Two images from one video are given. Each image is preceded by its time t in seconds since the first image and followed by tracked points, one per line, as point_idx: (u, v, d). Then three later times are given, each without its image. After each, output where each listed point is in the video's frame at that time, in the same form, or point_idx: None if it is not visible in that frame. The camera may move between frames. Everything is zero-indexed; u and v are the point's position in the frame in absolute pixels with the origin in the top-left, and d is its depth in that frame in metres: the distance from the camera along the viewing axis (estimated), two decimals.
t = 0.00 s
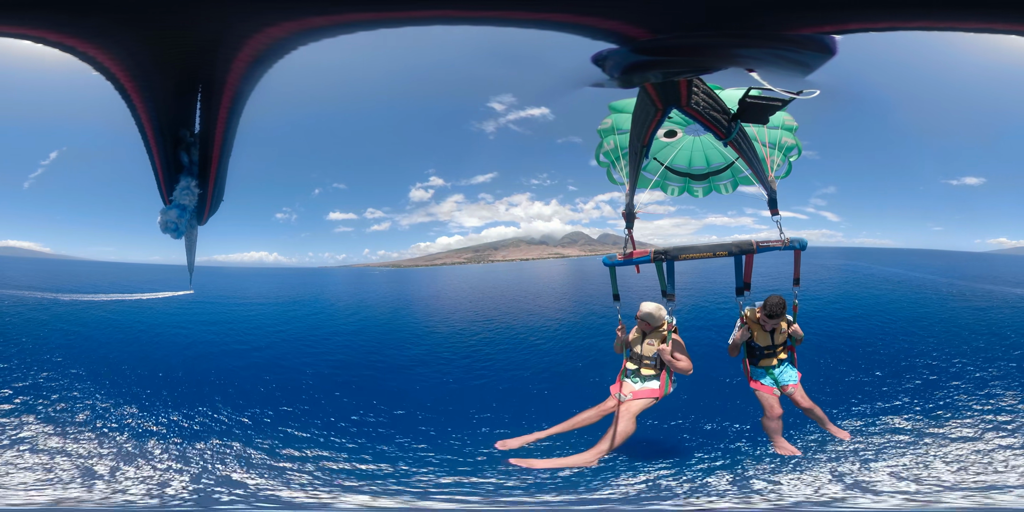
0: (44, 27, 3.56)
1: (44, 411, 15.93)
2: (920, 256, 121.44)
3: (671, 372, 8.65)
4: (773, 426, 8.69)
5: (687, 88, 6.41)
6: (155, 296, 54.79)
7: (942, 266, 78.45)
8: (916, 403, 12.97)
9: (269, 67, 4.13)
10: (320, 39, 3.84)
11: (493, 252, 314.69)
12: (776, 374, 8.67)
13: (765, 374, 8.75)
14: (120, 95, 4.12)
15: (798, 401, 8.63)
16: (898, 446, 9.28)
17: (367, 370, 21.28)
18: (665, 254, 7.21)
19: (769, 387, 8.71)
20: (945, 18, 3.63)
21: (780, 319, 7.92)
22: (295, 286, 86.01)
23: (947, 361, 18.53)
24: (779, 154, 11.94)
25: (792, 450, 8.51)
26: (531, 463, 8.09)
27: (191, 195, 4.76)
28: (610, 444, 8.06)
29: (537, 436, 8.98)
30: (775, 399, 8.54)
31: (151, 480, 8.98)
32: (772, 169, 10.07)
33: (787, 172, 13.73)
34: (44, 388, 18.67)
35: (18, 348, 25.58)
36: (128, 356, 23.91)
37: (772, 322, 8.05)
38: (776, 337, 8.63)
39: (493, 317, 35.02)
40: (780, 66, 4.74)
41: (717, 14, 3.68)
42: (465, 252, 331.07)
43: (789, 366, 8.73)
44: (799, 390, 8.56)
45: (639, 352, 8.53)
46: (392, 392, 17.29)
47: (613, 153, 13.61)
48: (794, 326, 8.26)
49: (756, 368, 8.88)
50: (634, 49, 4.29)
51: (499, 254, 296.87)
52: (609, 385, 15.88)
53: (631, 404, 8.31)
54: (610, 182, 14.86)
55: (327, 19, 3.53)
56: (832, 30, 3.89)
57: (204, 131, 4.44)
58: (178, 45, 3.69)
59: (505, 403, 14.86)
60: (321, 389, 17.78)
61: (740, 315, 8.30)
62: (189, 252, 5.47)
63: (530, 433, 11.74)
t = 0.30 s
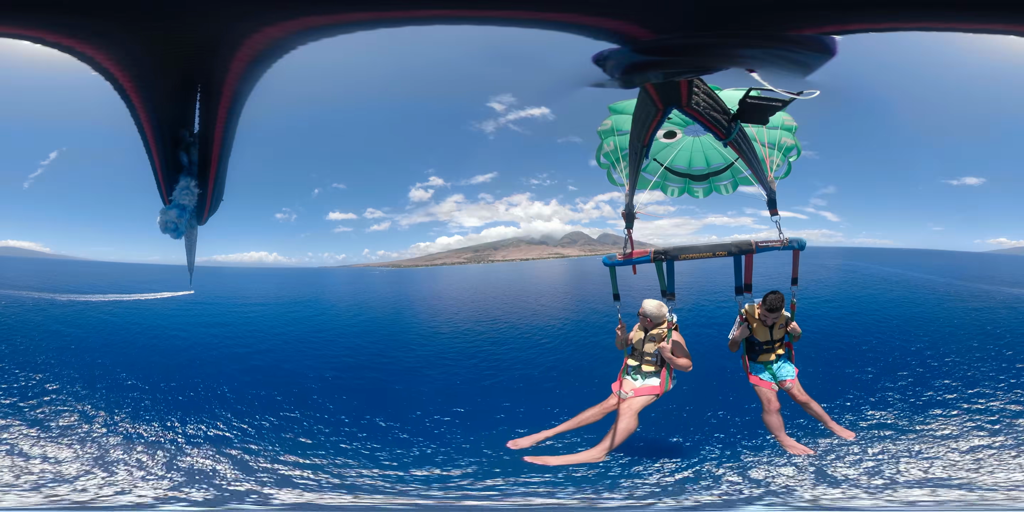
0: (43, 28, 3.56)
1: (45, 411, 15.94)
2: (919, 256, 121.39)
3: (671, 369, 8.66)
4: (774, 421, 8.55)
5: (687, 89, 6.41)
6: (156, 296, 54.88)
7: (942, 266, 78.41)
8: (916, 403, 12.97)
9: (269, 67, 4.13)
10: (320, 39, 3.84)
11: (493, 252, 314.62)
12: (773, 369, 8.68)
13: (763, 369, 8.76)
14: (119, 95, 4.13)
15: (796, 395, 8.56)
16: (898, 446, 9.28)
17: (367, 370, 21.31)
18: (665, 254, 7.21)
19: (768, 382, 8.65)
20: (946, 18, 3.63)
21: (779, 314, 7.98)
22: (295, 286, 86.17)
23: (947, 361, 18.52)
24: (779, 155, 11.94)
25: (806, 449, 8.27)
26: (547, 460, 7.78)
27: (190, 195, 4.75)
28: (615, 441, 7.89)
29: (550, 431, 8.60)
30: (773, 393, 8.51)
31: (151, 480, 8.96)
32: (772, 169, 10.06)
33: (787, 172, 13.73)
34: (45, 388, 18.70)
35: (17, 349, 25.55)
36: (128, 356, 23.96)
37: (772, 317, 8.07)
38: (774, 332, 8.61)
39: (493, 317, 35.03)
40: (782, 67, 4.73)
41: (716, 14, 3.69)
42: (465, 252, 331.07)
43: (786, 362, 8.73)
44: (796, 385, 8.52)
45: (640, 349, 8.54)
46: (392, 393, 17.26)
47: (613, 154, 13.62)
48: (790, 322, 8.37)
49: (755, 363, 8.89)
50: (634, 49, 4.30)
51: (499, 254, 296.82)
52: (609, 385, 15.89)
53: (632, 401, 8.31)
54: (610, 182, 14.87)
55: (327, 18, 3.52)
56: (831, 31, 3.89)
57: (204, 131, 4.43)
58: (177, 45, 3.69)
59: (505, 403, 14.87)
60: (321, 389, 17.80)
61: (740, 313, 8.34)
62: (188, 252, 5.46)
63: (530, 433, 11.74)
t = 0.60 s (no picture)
0: (51, 27, 3.57)
1: (48, 411, 16.03)
2: (919, 256, 121.46)
3: (673, 372, 8.69)
4: (787, 425, 8.53)
5: (685, 89, 6.44)
6: (155, 297, 54.90)
7: (942, 266, 78.42)
8: (917, 403, 12.98)
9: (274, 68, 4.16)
10: (327, 41, 3.85)
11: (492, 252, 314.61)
12: (780, 373, 8.72)
13: (769, 373, 8.79)
14: (123, 94, 4.14)
15: (803, 397, 8.66)
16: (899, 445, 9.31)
17: (368, 370, 21.36)
18: (666, 255, 7.22)
19: (775, 385, 8.71)
20: (945, 16, 3.65)
21: (783, 316, 7.97)
22: (294, 286, 86.00)
23: (948, 361, 18.54)
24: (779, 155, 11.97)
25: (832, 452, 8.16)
26: (542, 464, 8.00)
27: (193, 195, 4.77)
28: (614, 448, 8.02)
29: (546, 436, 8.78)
30: (781, 396, 8.57)
31: (157, 479, 9.01)
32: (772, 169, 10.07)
33: (787, 172, 13.76)
34: (46, 387, 18.80)
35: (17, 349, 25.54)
36: (129, 356, 24.01)
37: (777, 320, 8.07)
38: (780, 336, 8.62)
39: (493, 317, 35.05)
40: (779, 66, 4.75)
41: (710, 15, 3.71)
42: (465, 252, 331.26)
43: (792, 364, 8.80)
44: (804, 387, 8.62)
45: (642, 353, 8.51)
46: (393, 392, 17.29)
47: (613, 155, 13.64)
48: (796, 325, 8.30)
49: (761, 368, 8.92)
50: (630, 50, 4.32)
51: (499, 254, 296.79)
52: (609, 385, 15.93)
53: (633, 406, 8.33)
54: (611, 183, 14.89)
55: (336, 20, 3.55)
56: (826, 29, 3.90)
57: (207, 131, 4.46)
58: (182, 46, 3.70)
59: (506, 403, 14.90)
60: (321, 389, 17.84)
61: (744, 316, 8.29)
62: (190, 252, 5.48)
63: (531, 433, 11.78)
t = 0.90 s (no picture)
0: (58, 25, 3.58)
1: (48, 411, 16.05)
2: (919, 256, 121.32)
3: (675, 373, 8.71)
4: (802, 429, 8.45)
5: (683, 88, 6.44)
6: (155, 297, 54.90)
7: (943, 266, 78.31)
8: (919, 404, 12.96)
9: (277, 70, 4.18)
10: (330, 43, 3.87)
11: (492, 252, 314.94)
12: (786, 377, 8.74)
13: (775, 377, 8.80)
14: (127, 94, 4.15)
15: (811, 400, 8.65)
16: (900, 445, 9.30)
17: (368, 370, 21.38)
18: (667, 254, 7.23)
19: (782, 390, 8.69)
20: (944, 15, 3.66)
21: (786, 313, 7.99)
22: (294, 286, 85.99)
23: (950, 361, 18.51)
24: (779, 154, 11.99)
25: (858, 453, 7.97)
26: (535, 469, 7.95)
27: (194, 196, 4.77)
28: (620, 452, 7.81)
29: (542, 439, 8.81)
30: (789, 401, 8.53)
31: (163, 480, 9.02)
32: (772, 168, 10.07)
33: (787, 172, 13.77)
34: (47, 388, 18.82)
35: (18, 349, 25.54)
36: (130, 356, 24.05)
37: (779, 317, 8.10)
38: (784, 339, 8.67)
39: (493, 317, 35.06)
40: (777, 63, 4.76)
41: (704, 15, 3.71)
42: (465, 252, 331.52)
43: (798, 368, 8.82)
44: (811, 391, 8.61)
45: (644, 355, 8.53)
46: (394, 393, 17.28)
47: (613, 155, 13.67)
48: (800, 326, 8.28)
49: (765, 372, 8.93)
50: (624, 50, 4.31)
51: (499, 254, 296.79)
52: (610, 385, 15.94)
53: (638, 407, 8.28)
54: (611, 183, 14.91)
55: (339, 22, 3.56)
56: (822, 27, 3.90)
57: (209, 132, 4.47)
58: (188, 47, 3.72)
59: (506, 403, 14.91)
60: (321, 390, 17.85)
61: (745, 316, 8.30)
62: (191, 253, 5.47)
63: (531, 434, 11.79)
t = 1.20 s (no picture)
0: (66, 24, 3.59)
1: (51, 410, 16.13)
2: (920, 256, 121.18)
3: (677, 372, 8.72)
4: (806, 431, 8.50)
5: (682, 88, 6.45)
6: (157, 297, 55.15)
7: (943, 267, 78.23)
8: (921, 404, 12.93)
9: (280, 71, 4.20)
10: (332, 44, 3.87)
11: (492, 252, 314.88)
12: (789, 377, 8.75)
13: (777, 378, 8.81)
14: (132, 94, 4.16)
15: (816, 401, 8.66)
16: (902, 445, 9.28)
17: (368, 370, 21.44)
18: (668, 254, 7.24)
19: (785, 390, 8.68)
20: (944, 14, 3.64)
21: (785, 311, 8.04)
22: (295, 286, 86.22)
23: (951, 362, 18.48)
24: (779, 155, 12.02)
25: (870, 455, 7.76)
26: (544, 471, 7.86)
27: (195, 196, 4.77)
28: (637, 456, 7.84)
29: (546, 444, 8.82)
30: (792, 401, 8.50)
31: (166, 478, 9.06)
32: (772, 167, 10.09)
33: (787, 172, 13.79)
34: (49, 387, 18.90)
35: (20, 349, 25.64)
36: (131, 356, 24.12)
37: (779, 315, 8.16)
38: (785, 338, 8.70)
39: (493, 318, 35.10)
40: (775, 62, 4.76)
41: (701, 14, 3.72)
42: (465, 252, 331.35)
43: (802, 368, 8.79)
44: (816, 391, 8.57)
45: (646, 355, 8.54)
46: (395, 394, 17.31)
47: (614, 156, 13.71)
48: (801, 325, 8.29)
49: (767, 373, 8.94)
50: (620, 50, 4.33)
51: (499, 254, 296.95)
52: (610, 385, 15.95)
53: (644, 409, 8.27)
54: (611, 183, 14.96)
55: (341, 24, 3.57)
56: (819, 26, 3.90)
57: (211, 134, 4.47)
58: (192, 49, 3.73)
59: (507, 404, 14.93)
60: (322, 390, 17.91)
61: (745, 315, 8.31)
62: (192, 253, 5.48)
63: (531, 434, 11.80)
